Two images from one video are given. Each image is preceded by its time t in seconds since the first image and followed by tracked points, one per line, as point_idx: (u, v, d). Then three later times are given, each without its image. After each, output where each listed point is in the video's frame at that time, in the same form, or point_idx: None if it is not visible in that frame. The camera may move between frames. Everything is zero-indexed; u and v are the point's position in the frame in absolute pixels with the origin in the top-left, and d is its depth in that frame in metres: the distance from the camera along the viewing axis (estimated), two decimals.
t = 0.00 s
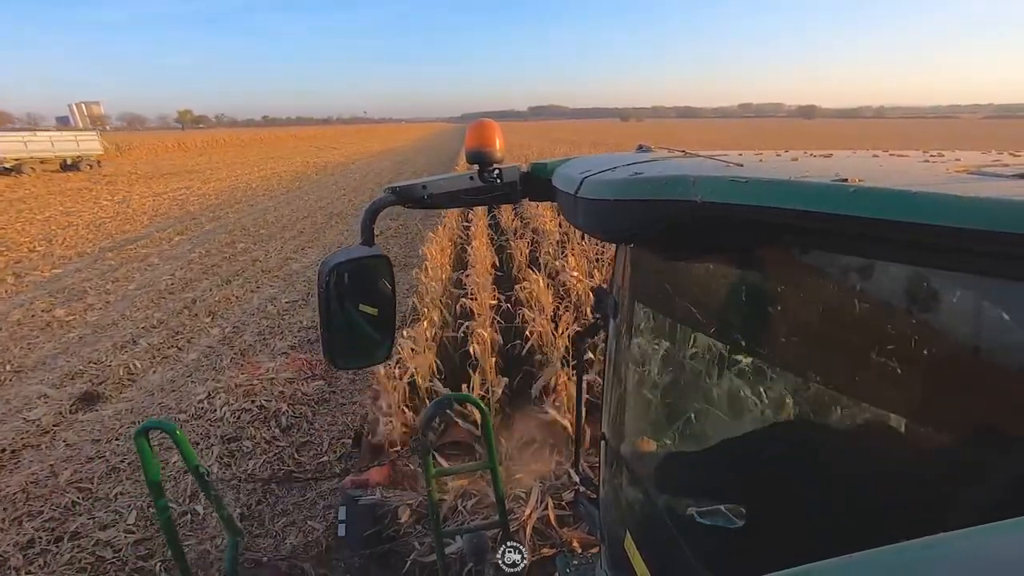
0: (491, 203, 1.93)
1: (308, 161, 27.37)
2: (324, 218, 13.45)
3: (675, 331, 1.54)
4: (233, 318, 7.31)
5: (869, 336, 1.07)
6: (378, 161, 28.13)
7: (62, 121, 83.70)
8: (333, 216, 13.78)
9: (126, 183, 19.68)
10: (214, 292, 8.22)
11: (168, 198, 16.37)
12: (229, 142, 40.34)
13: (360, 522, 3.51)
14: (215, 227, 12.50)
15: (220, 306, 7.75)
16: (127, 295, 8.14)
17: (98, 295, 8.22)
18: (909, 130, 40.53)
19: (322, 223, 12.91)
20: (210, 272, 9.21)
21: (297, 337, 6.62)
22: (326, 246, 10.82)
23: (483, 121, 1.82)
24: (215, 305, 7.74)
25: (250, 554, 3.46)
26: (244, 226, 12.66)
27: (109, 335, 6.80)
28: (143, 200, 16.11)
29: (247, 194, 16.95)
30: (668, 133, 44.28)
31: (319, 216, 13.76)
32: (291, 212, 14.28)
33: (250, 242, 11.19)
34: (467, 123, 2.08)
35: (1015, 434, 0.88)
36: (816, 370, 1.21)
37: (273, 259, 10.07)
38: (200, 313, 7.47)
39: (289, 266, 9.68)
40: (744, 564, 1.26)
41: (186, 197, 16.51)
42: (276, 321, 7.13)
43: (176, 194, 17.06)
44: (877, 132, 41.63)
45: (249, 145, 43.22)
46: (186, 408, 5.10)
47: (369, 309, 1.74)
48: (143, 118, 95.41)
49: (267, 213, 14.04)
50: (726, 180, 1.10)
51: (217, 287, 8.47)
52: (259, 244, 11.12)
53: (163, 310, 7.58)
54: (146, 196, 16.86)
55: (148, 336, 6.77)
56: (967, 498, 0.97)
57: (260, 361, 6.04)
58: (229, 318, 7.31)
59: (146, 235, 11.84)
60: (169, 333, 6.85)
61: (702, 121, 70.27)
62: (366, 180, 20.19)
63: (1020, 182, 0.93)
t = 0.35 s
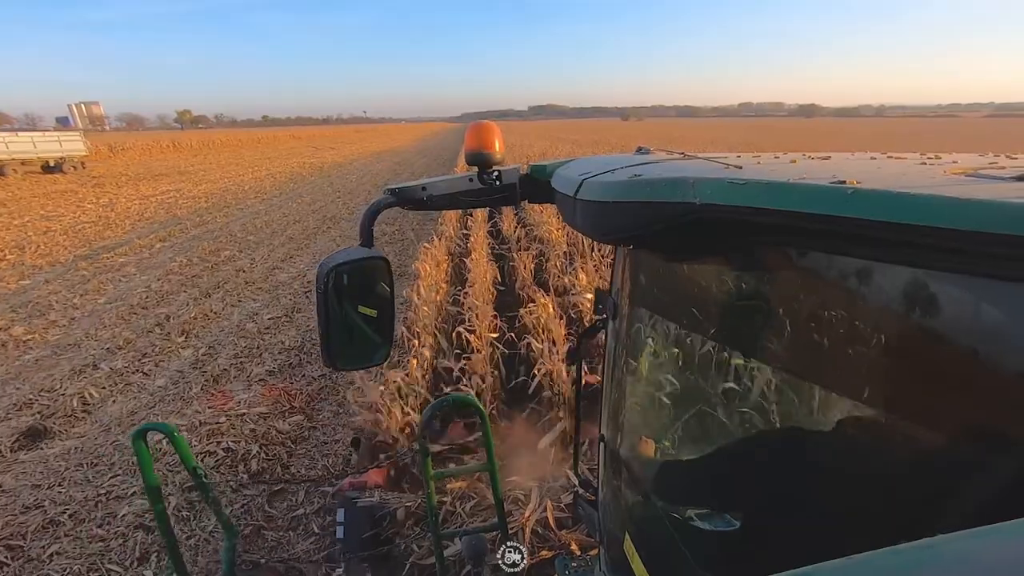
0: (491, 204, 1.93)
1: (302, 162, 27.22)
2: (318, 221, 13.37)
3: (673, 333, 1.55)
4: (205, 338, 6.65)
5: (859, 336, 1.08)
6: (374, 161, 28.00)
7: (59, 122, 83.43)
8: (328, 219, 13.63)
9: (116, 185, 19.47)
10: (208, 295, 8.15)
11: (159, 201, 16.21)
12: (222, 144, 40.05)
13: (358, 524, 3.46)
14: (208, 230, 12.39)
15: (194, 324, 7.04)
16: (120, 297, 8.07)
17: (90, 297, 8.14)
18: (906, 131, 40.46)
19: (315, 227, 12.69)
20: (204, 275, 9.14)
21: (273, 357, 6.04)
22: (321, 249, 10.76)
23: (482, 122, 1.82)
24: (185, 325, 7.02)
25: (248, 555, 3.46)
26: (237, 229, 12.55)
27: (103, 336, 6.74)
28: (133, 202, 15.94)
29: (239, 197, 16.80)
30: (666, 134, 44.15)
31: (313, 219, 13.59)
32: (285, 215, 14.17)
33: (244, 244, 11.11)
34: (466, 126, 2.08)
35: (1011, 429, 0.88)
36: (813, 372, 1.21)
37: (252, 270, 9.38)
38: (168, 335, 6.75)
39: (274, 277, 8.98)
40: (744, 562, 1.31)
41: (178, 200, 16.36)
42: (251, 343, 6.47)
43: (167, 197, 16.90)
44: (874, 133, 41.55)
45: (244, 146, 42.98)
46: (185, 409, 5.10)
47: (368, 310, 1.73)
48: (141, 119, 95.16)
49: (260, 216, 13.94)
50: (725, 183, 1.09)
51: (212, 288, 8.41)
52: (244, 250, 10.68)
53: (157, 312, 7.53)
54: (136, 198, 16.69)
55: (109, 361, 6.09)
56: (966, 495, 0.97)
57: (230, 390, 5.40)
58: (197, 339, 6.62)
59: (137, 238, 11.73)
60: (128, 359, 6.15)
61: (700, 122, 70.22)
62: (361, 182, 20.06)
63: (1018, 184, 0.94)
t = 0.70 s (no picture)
0: (492, 203, 1.93)
1: (299, 163, 27.07)
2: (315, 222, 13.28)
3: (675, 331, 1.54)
4: (180, 358, 6.14)
5: (861, 334, 1.08)
6: (372, 162, 27.87)
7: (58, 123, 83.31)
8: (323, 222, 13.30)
9: (109, 188, 19.27)
10: (206, 296, 8.11)
11: (153, 204, 16.06)
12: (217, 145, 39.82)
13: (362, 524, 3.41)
14: (203, 232, 12.30)
15: (167, 343, 6.50)
16: (117, 299, 8.02)
17: (86, 300, 8.09)
18: (907, 130, 40.33)
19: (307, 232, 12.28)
20: (200, 277, 9.08)
21: (252, 381, 5.55)
22: (318, 250, 10.70)
23: (483, 121, 1.82)
24: (157, 345, 6.45)
25: (251, 554, 3.47)
26: (232, 231, 12.39)
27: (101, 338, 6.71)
28: (126, 205, 15.80)
29: (234, 199, 16.67)
30: (665, 134, 43.92)
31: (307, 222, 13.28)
32: (280, 217, 14.01)
33: (241, 246, 11.04)
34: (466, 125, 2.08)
35: (1011, 429, 0.88)
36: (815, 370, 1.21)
37: (235, 281, 8.76)
38: (138, 357, 6.19)
39: (259, 289, 8.38)
40: (744, 562, 1.31)
41: (172, 202, 16.22)
42: (229, 366, 5.90)
43: (160, 199, 16.74)
44: (874, 131, 41.42)
45: (242, 146, 42.73)
46: (186, 410, 5.10)
47: (370, 308, 1.74)
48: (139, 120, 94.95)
49: (255, 218, 13.84)
50: (728, 181, 1.10)
51: (209, 290, 8.37)
52: (230, 258, 10.15)
53: (153, 314, 7.48)
54: (129, 202, 16.53)
55: (68, 388, 5.57)
56: (967, 495, 0.97)
57: (201, 421, 4.91)
58: (171, 360, 6.10)
59: (132, 241, 11.63)
60: (91, 385, 5.63)
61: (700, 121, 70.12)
62: (357, 183, 19.94)
63: (1021, 180, 0.93)
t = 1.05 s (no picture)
0: (492, 203, 1.93)
1: (296, 165, 26.89)
2: (312, 224, 13.20)
3: (676, 330, 1.54)
4: (149, 381, 5.60)
5: (862, 332, 1.08)
6: (370, 163, 27.72)
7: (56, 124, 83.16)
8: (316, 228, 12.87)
9: (101, 189, 19.08)
10: (203, 297, 8.07)
11: (146, 206, 15.92)
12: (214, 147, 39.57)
13: (363, 521, 3.46)
14: (198, 234, 12.20)
15: (136, 364, 5.95)
16: (114, 301, 7.98)
17: (82, 301, 8.04)
18: (907, 128, 40.19)
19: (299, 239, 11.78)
20: (197, 278, 9.02)
21: (226, 406, 5.07)
22: (316, 251, 10.65)
23: (483, 121, 1.82)
24: (123, 368, 5.88)
25: (254, 554, 3.47)
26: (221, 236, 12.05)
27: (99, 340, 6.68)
28: (120, 207, 15.65)
29: (229, 201, 16.54)
30: (662, 134, 43.39)
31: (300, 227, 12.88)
32: (272, 221, 13.71)
33: (238, 248, 10.98)
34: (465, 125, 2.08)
35: (1012, 427, 0.89)
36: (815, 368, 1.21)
37: (212, 295, 8.08)
38: (101, 381, 5.63)
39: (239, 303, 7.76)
40: (744, 562, 1.30)
41: (166, 204, 16.07)
42: (203, 394, 5.29)
43: (154, 201, 16.59)
44: (875, 130, 41.30)
45: (239, 146, 42.51)
46: (187, 410, 5.10)
47: (372, 309, 1.74)
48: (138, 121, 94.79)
49: (251, 221, 13.74)
50: (729, 180, 1.09)
51: (207, 292, 8.32)
52: (214, 267, 9.59)
53: (151, 315, 7.44)
54: (122, 203, 16.36)
55: (17, 419, 5.01)
56: (968, 495, 0.98)
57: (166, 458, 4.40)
58: (137, 384, 5.54)
59: (126, 243, 11.53)
60: (46, 414, 5.09)
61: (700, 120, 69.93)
62: (354, 186, 19.82)
63: (1021, 179, 0.93)
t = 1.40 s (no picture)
0: (492, 204, 1.93)
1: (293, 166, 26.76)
2: (309, 226, 13.13)
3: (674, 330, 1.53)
4: (107, 413, 5.13)
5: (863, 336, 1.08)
6: (367, 165, 27.58)
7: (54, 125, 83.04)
8: (307, 236, 12.24)
9: (93, 193, 18.93)
10: (201, 300, 8.03)
11: (140, 208, 15.79)
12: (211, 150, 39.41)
13: (363, 521, 3.47)
14: (193, 238, 12.10)
15: (94, 394, 5.47)
16: (110, 304, 7.93)
17: (77, 305, 7.98)
18: (906, 129, 40.14)
19: (287, 248, 11.12)
20: (193, 281, 8.96)
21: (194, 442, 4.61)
22: (313, 253, 10.59)
23: (484, 122, 1.82)
24: (78, 398, 5.40)
25: (253, 554, 3.47)
26: (205, 244, 11.50)
27: (97, 343, 6.66)
28: (115, 210, 15.54)
29: (225, 204, 16.42)
30: (661, 135, 43.34)
31: (291, 235, 12.29)
32: (262, 228, 13.16)
33: (235, 250, 10.92)
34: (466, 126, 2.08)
35: (1010, 428, 0.89)
36: (818, 370, 1.20)
37: (185, 314, 7.47)
38: (51, 414, 5.16)
39: (217, 321, 7.21)
40: (746, 562, 1.34)
41: (161, 207, 15.95)
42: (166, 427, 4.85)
43: (149, 204, 16.48)
44: (874, 131, 41.26)
45: (237, 147, 42.40)
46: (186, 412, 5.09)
47: (372, 309, 1.74)
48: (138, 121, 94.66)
49: (247, 223, 13.65)
50: (730, 180, 1.09)
51: (204, 294, 8.28)
52: (194, 281, 8.98)
53: (137, 322, 7.23)
54: (116, 207, 16.23)
55: None
56: (967, 496, 0.99)
57: (113, 510, 3.92)
58: (93, 417, 5.09)
59: (121, 246, 11.45)
60: None
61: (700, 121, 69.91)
62: (352, 188, 19.71)
63: (1022, 180, 0.94)
